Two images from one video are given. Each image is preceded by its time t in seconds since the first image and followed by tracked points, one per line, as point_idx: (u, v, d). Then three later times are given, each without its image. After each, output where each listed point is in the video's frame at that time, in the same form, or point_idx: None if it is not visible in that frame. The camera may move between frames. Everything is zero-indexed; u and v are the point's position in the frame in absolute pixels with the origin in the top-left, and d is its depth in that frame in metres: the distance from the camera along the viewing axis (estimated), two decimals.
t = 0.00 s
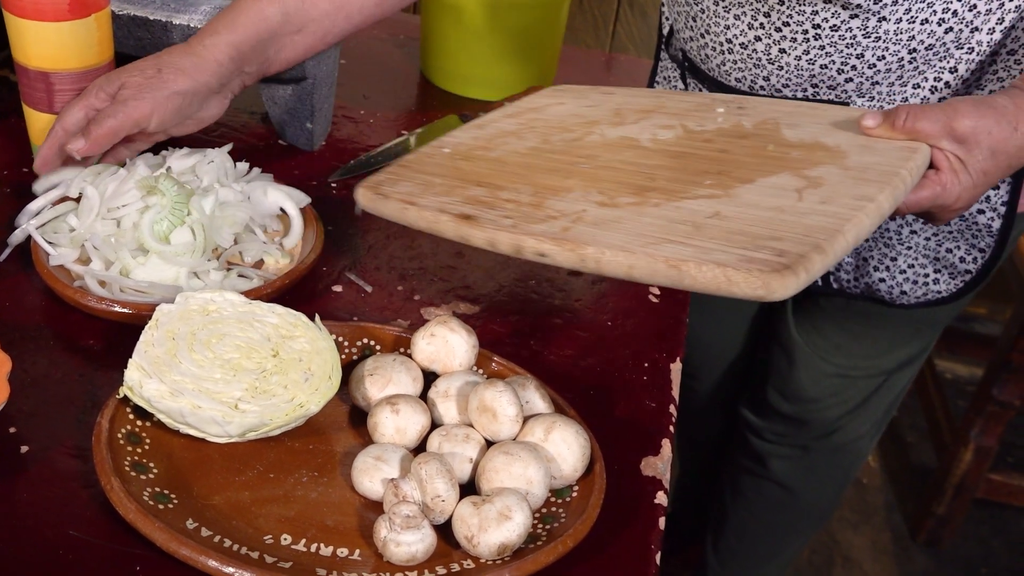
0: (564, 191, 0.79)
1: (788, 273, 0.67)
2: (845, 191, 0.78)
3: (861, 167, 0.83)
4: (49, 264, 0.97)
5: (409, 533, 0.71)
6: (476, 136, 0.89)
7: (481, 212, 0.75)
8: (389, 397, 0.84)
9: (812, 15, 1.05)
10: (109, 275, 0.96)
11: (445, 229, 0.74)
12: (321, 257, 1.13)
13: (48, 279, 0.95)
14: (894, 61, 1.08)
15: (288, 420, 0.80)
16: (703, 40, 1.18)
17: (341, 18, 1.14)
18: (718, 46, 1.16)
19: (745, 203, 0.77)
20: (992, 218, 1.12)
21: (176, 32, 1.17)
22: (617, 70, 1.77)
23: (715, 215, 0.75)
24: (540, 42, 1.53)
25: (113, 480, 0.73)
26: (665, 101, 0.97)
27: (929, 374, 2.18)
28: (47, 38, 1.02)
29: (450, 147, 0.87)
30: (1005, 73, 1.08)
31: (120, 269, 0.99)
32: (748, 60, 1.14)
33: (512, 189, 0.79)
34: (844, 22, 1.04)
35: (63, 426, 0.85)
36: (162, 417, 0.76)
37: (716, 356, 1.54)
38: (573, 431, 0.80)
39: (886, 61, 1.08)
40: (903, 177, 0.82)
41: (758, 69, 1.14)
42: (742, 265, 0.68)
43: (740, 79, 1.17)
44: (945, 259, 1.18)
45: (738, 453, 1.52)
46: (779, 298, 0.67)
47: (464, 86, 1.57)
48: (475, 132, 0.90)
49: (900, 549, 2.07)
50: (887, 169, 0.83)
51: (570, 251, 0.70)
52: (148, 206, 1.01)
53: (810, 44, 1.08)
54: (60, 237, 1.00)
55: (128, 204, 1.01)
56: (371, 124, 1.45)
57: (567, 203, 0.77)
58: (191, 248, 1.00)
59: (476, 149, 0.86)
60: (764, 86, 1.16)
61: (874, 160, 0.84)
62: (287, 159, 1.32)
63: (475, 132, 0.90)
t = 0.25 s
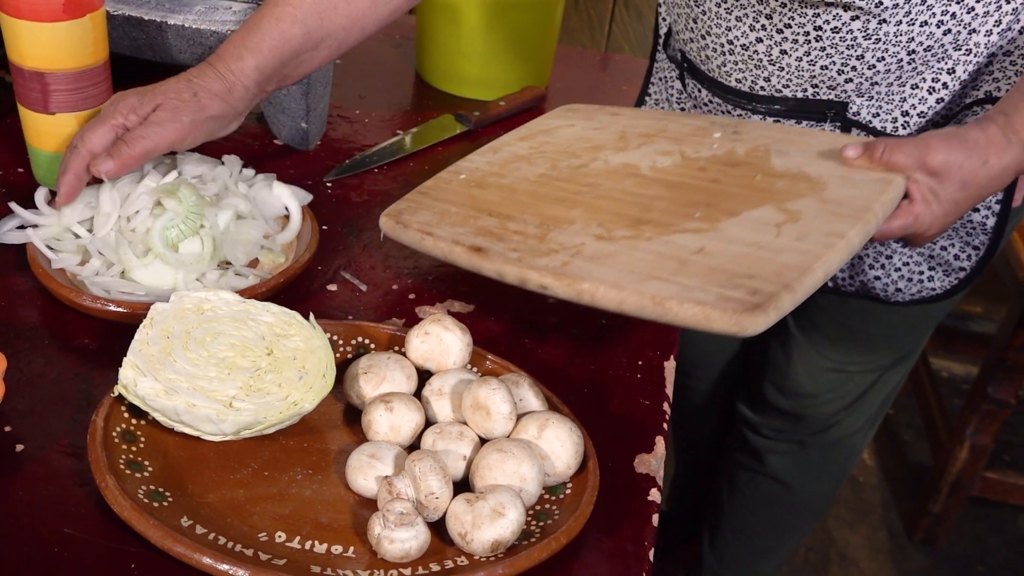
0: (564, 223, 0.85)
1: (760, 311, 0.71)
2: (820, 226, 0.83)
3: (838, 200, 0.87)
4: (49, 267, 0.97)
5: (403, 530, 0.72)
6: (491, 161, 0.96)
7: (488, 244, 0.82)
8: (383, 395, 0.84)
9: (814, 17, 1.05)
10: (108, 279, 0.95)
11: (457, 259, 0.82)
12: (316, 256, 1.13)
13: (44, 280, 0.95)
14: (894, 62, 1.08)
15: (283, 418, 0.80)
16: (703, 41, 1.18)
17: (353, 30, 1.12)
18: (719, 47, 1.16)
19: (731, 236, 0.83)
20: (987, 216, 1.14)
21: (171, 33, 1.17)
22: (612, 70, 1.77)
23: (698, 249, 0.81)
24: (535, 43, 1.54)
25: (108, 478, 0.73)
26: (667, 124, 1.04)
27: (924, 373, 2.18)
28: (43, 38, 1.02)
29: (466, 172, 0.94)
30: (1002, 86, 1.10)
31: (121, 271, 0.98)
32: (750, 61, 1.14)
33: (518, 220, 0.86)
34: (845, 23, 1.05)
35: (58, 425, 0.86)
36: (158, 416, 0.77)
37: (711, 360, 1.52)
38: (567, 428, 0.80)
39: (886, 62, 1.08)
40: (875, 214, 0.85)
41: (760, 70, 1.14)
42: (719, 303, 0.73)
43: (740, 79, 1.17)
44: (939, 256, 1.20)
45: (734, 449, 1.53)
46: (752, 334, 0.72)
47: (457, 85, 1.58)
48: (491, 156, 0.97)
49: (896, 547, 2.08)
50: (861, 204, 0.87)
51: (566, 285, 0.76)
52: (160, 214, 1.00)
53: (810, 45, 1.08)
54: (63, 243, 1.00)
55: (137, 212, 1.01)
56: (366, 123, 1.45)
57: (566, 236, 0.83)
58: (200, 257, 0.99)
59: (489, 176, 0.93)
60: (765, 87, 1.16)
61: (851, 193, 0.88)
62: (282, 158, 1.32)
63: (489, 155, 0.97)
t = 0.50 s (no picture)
0: (524, 255, 1.00)
1: (693, 356, 0.85)
2: (759, 273, 0.98)
3: (779, 247, 1.03)
4: (48, 267, 0.96)
5: (403, 530, 0.72)
6: (461, 185, 1.13)
7: (453, 272, 0.96)
8: (382, 396, 0.85)
9: (814, 18, 1.05)
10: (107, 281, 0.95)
11: (421, 284, 0.97)
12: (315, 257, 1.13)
13: (44, 280, 0.94)
14: (891, 63, 1.09)
15: (282, 419, 0.80)
16: (704, 39, 1.18)
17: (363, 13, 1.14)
18: (720, 46, 1.16)
19: (674, 279, 0.97)
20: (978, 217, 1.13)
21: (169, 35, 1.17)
22: (611, 70, 1.77)
23: (643, 290, 0.94)
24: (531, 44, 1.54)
25: (108, 479, 0.73)
26: (631, 159, 1.19)
27: (922, 373, 2.19)
28: (40, 41, 1.03)
29: (435, 195, 1.10)
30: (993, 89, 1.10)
31: (121, 272, 0.98)
32: (749, 60, 1.14)
33: (480, 249, 1.01)
34: (845, 24, 1.05)
35: (58, 426, 0.86)
36: (157, 417, 0.77)
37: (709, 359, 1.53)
38: (565, 428, 0.81)
39: (884, 63, 1.09)
40: (812, 261, 1.00)
41: (760, 69, 1.14)
42: (658, 346, 0.86)
43: (740, 78, 1.18)
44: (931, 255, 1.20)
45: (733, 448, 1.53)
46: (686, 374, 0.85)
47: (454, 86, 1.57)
48: (460, 181, 1.14)
49: (894, 546, 2.08)
50: (801, 250, 1.02)
51: (520, 317, 0.90)
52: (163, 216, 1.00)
53: (810, 45, 1.09)
54: (63, 244, 0.99)
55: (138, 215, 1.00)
56: (365, 125, 1.45)
57: (524, 268, 0.98)
58: (201, 261, 0.99)
59: (458, 202, 1.09)
60: (764, 86, 1.16)
61: (793, 240, 1.04)
62: (281, 159, 1.32)
63: (460, 179, 1.14)
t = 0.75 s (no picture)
0: (507, 266, 1.06)
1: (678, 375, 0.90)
2: (735, 301, 1.03)
3: (753, 278, 1.08)
4: (47, 270, 0.96)
5: (401, 533, 0.72)
6: (438, 194, 1.19)
7: (435, 277, 1.03)
8: (381, 398, 0.84)
9: (812, 12, 1.06)
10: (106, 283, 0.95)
11: (403, 285, 1.03)
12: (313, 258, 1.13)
13: (43, 282, 0.94)
14: (888, 60, 1.09)
15: (281, 421, 0.80)
16: (704, 32, 1.19)
17: None
18: (718, 39, 1.17)
19: (655, 300, 1.02)
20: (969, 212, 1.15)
21: (168, 36, 1.17)
22: (611, 71, 1.77)
23: (628, 309, 1.00)
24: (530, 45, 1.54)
25: (107, 481, 0.73)
26: (604, 184, 1.26)
27: (923, 373, 2.19)
28: (39, 42, 1.02)
29: (414, 201, 1.17)
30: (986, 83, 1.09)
31: (120, 274, 0.98)
32: (748, 53, 1.15)
33: (462, 257, 1.07)
34: (842, 20, 1.05)
35: (56, 428, 0.86)
36: (155, 419, 0.77)
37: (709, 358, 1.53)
38: (565, 430, 0.81)
39: (881, 60, 1.09)
40: (783, 293, 1.06)
41: (757, 63, 1.15)
42: (643, 362, 0.91)
43: (738, 72, 1.18)
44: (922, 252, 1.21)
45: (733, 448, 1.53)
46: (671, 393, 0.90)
47: (454, 88, 1.58)
48: (438, 190, 1.20)
49: (894, 547, 2.08)
50: (773, 284, 1.07)
51: (507, 325, 0.95)
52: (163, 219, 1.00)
53: (807, 40, 1.09)
54: (62, 246, 0.99)
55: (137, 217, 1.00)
56: (363, 126, 1.45)
57: (508, 279, 1.03)
58: (200, 262, 0.99)
59: (435, 209, 1.16)
60: (761, 80, 1.17)
61: (766, 273, 1.09)
62: (280, 161, 1.32)
63: (437, 189, 1.20)
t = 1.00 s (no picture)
0: (474, 283, 1.07)
1: (632, 413, 0.91)
2: (694, 337, 1.03)
3: (712, 315, 1.07)
4: (41, 276, 0.96)
5: (397, 535, 0.72)
6: (412, 192, 1.23)
7: (405, 289, 1.05)
8: (376, 401, 0.84)
9: None
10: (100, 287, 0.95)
11: (374, 292, 1.05)
12: (309, 261, 1.13)
13: (36, 288, 0.94)
14: (879, 46, 1.11)
15: (276, 424, 0.80)
16: (703, 14, 1.24)
17: None
18: (716, 20, 1.21)
19: (617, 331, 1.02)
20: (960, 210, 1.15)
21: (163, 39, 1.16)
22: (607, 71, 1.77)
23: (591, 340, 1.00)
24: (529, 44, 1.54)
25: (102, 486, 0.73)
26: (578, 196, 1.27)
27: (921, 372, 2.19)
28: (34, 46, 1.02)
29: (389, 200, 1.21)
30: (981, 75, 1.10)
31: (114, 278, 0.98)
32: (744, 33, 1.18)
33: (433, 267, 1.10)
34: (834, 1, 1.09)
35: (52, 433, 0.86)
36: (151, 423, 0.77)
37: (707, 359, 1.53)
38: (560, 432, 0.81)
39: (872, 44, 1.11)
40: (739, 334, 1.06)
41: (752, 44, 1.18)
42: (602, 398, 0.92)
43: (733, 53, 1.22)
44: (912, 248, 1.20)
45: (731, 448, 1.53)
46: (626, 429, 0.91)
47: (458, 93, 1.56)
48: (412, 187, 1.24)
49: (894, 546, 2.08)
50: (731, 321, 1.07)
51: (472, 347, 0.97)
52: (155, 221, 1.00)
53: (800, 21, 1.12)
54: (55, 251, 0.99)
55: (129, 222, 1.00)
56: (360, 129, 1.45)
57: (476, 296, 1.05)
58: (194, 265, 0.99)
59: (410, 209, 1.20)
60: (755, 62, 1.20)
61: (726, 309, 1.09)
62: (276, 164, 1.32)
63: (411, 186, 1.24)
